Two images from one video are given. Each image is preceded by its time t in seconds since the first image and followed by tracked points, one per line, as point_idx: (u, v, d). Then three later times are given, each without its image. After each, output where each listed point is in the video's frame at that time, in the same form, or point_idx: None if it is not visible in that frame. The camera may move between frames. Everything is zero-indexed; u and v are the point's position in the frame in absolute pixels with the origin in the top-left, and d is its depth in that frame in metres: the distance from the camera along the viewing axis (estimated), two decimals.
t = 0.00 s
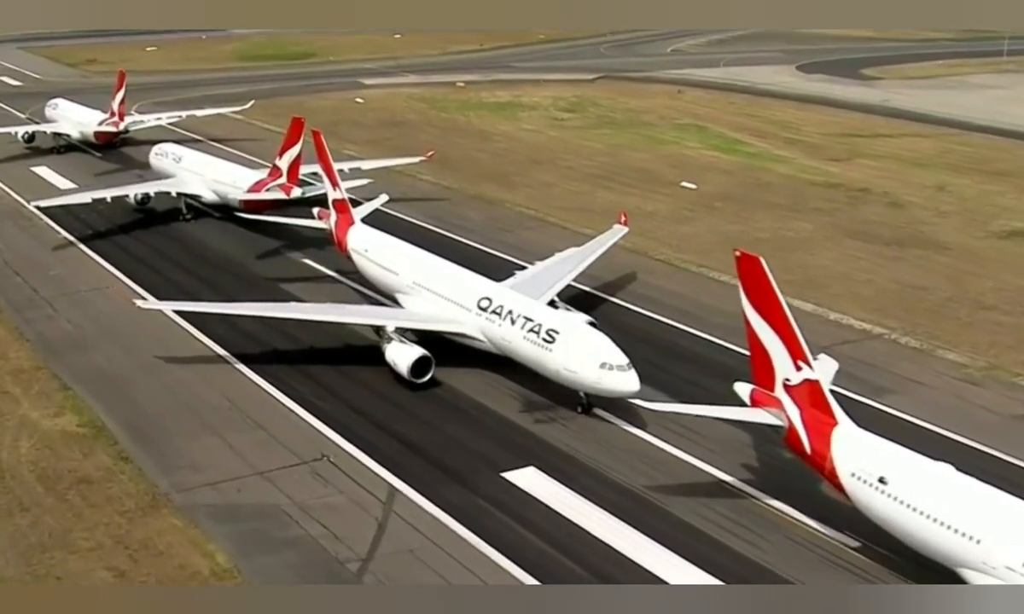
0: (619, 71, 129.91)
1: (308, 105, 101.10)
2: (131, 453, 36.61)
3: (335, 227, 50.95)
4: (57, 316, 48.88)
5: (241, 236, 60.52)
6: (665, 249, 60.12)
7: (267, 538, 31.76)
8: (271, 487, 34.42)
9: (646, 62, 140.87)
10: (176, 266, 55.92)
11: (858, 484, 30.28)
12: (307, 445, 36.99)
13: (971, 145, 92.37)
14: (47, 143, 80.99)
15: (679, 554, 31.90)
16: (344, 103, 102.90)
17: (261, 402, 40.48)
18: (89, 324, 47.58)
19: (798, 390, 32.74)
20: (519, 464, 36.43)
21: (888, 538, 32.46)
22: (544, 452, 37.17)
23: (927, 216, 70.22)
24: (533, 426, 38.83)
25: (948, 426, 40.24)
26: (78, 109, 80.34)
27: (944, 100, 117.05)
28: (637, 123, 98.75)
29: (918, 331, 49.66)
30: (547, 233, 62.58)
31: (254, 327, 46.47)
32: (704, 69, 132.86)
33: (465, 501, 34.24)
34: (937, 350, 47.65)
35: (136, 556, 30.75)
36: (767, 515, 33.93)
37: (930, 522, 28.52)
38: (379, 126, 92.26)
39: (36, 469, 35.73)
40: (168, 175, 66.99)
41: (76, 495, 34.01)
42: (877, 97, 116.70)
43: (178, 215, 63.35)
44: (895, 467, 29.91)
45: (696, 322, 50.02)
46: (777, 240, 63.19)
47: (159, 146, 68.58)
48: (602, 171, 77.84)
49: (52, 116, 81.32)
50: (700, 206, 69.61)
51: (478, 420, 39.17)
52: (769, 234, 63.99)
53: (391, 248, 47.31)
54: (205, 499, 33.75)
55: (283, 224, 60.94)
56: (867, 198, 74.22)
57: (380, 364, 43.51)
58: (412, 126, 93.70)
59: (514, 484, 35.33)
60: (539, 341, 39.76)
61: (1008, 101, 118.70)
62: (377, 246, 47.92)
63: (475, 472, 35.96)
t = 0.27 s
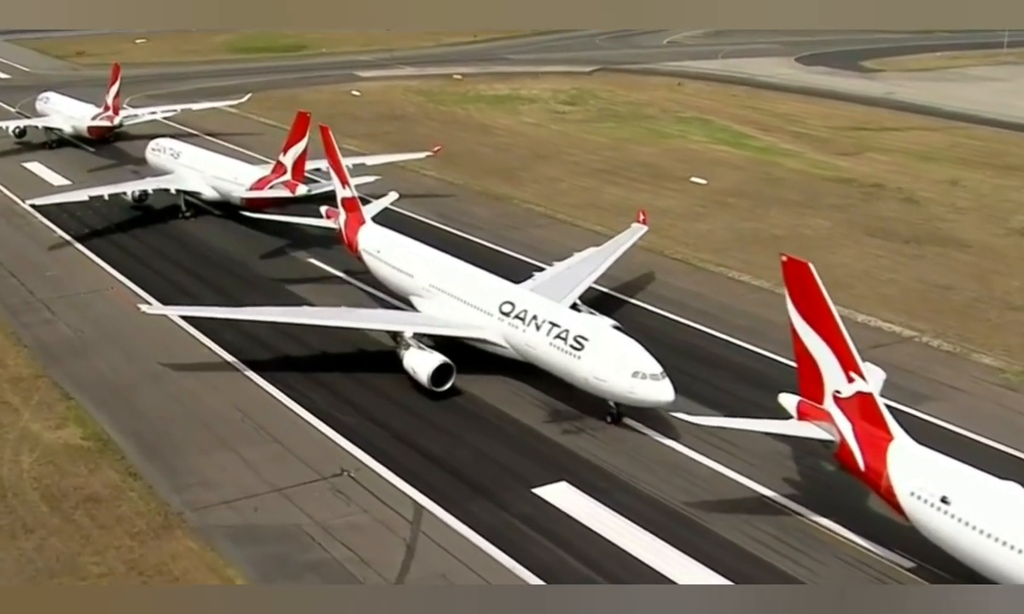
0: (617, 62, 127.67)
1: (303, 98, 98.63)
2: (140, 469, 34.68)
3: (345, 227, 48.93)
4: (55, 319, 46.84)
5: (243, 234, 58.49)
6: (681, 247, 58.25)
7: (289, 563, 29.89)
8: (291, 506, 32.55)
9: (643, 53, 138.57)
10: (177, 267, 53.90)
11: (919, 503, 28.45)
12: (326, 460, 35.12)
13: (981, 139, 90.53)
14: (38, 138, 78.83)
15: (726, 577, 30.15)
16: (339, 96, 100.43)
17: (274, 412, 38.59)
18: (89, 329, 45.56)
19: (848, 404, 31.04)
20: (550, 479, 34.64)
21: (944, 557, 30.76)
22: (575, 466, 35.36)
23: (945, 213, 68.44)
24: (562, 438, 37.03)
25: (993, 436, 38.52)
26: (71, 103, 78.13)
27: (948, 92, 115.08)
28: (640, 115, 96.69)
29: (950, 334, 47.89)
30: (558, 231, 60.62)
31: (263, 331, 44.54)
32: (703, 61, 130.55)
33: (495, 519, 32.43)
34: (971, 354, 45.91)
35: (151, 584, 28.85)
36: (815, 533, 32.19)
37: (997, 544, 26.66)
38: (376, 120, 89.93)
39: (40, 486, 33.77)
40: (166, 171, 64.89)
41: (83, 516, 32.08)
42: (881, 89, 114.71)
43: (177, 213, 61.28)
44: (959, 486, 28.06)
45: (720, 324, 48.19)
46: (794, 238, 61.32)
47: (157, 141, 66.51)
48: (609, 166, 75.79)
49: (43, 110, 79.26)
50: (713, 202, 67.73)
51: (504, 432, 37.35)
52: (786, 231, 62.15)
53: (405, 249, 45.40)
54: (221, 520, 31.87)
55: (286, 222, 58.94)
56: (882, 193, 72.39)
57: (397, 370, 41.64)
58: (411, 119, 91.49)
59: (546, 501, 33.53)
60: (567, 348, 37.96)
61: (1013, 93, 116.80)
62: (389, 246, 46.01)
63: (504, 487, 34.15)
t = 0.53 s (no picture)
0: (616, 57, 126.08)
1: (300, 94, 96.85)
2: (147, 483, 33.32)
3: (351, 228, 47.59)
4: (54, 324, 45.44)
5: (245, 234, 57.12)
6: (694, 247, 56.98)
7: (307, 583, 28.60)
8: (307, 521, 31.26)
9: (641, 47, 136.93)
10: (178, 268, 52.50)
11: (966, 520, 27.11)
12: (341, 473, 33.83)
13: (988, 135, 89.30)
14: (32, 136, 77.46)
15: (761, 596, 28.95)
16: (336, 92, 98.66)
17: (285, 422, 37.29)
18: (90, 334, 44.17)
19: (889, 414, 29.83)
20: (573, 492, 33.45)
21: (988, 574, 29.60)
22: (599, 479, 34.17)
23: (958, 211, 67.22)
24: (584, 448, 35.82)
25: None
26: (67, 100, 76.45)
27: (951, 87, 113.73)
28: (642, 110, 95.27)
29: (974, 337, 46.69)
30: (566, 231, 59.25)
31: (270, 336, 43.21)
32: (702, 55, 128.92)
33: (519, 535, 31.21)
34: (996, 358, 44.72)
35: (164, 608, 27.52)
36: (851, 548, 30.99)
37: None
38: (375, 116, 88.28)
39: (43, 500, 32.38)
40: (164, 169, 63.44)
41: (90, 533, 30.71)
42: (884, 84, 113.31)
43: (176, 212, 59.84)
44: (1008, 501, 26.70)
45: (739, 327, 46.92)
46: (808, 237, 60.04)
47: (155, 139, 65.05)
48: (614, 164, 74.35)
49: (36, 106, 78.05)
50: (722, 201, 66.45)
51: (524, 442, 36.14)
52: (798, 231, 60.90)
53: (416, 251, 44.05)
54: (234, 537, 30.56)
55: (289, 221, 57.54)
56: (892, 192, 71.13)
57: (410, 377, 40.39)
58: (410, 114, 89.96)
59: (572, 515, 32.31)
60: (589, 354, 36.66)
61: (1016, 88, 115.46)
62: (400, 248, 44.66)
63: (527, 500, 32.92)
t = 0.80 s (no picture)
0: (614, 52, 124.29)
1: (296, 92, 94.85)
2: (158, 504, 31.73)
3: (361, 231, 45.75)
4: (53, 333, 43.77)
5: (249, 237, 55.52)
6: (709, 250, 55.50)
7: None
8: (329, 546, 29.73)
9: (638, 43, 135.08)
10: (180, 273, 50.83)
11: None
12: (362, 493, 32.30)
13: (997, 132, 87.90)
14: (25, 135, 75.77)
15: None
16: (332, 89, 96.67)
17: (300, 437, 35.72)
18: (92, 343, 42.54)
19: (942, 433, 28.42)
20: (606, 511, 32.02)
21: None
22: (631, 497, 32.75)
23: (974, 211, 65.84)
24: (614, 464, 34.40)
25: None
26: (60, 98, 75.17)
27: (954, 82, 112.23)
28: (645, 107, 93.65)
29: (1004, 343, 45.32)
30: (577, 233, 57.64)
31: (281, 345, 41.67)
32: (701, 51, 127.08)
33: (552, 558, 29.76)
34: None
35: None
36: (900, 570, 29.61)
37: None
38: (373, 114, 86.39)
39: (49, 523, 30.74)
40: (163, 170, 61.76)
41: (101, 559, 29.11)
42: (886, 79, 111.77)
43: (176, 214, 58.12)
44: None
45: (762, 334, 45.43)
46: (825, 239, 58.56)
47: (152, 138, 63.29)
48: (621, 163, 72.70)
49: (29, 106, 76.75)
50: (734, 200, 64.97)
51: (551, 458, 34.72)
52: (814, 231, 59.44)
53: (431, 256, 42.50)
54: (253, 563, 29.01)
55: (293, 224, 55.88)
56: (905, 191, 69.69)
57: (428, 388, 38.91)
58: (409, 111, 88.20)
59: (606, 535, 30.87)
60: (617, 366, 35.17)
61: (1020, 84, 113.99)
62: (414, 253, 43.05)
63: (558, 520, 31.45)
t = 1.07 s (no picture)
0: (613, 52, 122.55)
1: (294, 93, 92.92)
2: (173, 531, 30.13)
3: (374, 239, 44.07)
4: (56, 345, 42.14)
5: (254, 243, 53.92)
6: (727, 256, 54.02)
7: None
8: (355, 577, 28.20)
9: (637, 42, 133.35)
10: (185, 281, 49.18)
11: None
12: (387, 518, 30.76)
13: (1006, 132, 86.50)
14: (19, 138, 74.08)
15: None
16: (330, 90, 94.82)
17: (318, 457, 34.21)
18: (96, 357, 40.90)
19: (1005, 456, 26.96)
20: (643, 536, 30.58)
21: None
22: (669, 520, 31.32)
23: (991, 214, 64.46)
24: (648, 485, 32.97)
25: None
26: (54, 101, 73.64)
27: (957, 81, 110.77)
28: (649, 107, 92.06)
29: None
30: (590, 238, 56.07)
31: (294, 359, 40.11)
32: (700, 50, 125.41)
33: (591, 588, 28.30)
34: None
35: None
36: (955, 599, 28.23)
37: None
38: (374, 115, 84.61)
39: (59, 553, 29.12)
40: (163, 174, 60.07)
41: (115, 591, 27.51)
42: (890, 79, 110.26)
43: (177, 219, 56.42)
44: None
45: (789, 344, 43.98)
46: (843, 244, 57.10)
47: (152, 142, 61.61)
48: (630, 165, 71.13)
49: (23, 107, 75.37)
50: (747, 204, 63.48)
51: (582, 479, 33.25)
52: (832, 236, 57.98)
53: (449, 265, 40.99)
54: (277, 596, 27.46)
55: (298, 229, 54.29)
56: (920, 193, 68.25)
57: (449, 404, 37.40)
58: (409, 112, 86.46)
59: (646, 561, 29.45)
60: (651, 383, 33.79)
61: None
62: (431, 262, 41.48)
63: (595, 546, 30.00)
